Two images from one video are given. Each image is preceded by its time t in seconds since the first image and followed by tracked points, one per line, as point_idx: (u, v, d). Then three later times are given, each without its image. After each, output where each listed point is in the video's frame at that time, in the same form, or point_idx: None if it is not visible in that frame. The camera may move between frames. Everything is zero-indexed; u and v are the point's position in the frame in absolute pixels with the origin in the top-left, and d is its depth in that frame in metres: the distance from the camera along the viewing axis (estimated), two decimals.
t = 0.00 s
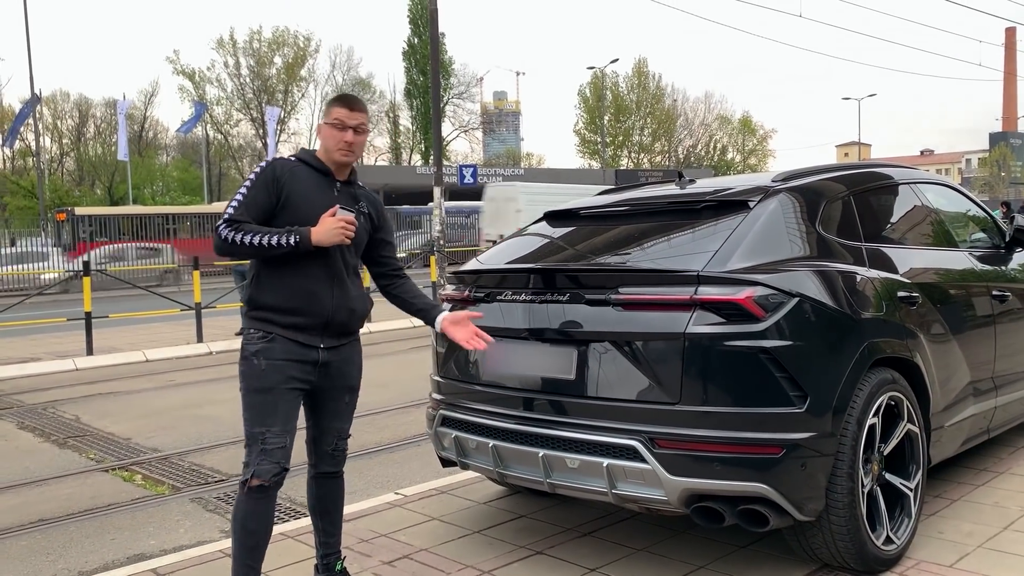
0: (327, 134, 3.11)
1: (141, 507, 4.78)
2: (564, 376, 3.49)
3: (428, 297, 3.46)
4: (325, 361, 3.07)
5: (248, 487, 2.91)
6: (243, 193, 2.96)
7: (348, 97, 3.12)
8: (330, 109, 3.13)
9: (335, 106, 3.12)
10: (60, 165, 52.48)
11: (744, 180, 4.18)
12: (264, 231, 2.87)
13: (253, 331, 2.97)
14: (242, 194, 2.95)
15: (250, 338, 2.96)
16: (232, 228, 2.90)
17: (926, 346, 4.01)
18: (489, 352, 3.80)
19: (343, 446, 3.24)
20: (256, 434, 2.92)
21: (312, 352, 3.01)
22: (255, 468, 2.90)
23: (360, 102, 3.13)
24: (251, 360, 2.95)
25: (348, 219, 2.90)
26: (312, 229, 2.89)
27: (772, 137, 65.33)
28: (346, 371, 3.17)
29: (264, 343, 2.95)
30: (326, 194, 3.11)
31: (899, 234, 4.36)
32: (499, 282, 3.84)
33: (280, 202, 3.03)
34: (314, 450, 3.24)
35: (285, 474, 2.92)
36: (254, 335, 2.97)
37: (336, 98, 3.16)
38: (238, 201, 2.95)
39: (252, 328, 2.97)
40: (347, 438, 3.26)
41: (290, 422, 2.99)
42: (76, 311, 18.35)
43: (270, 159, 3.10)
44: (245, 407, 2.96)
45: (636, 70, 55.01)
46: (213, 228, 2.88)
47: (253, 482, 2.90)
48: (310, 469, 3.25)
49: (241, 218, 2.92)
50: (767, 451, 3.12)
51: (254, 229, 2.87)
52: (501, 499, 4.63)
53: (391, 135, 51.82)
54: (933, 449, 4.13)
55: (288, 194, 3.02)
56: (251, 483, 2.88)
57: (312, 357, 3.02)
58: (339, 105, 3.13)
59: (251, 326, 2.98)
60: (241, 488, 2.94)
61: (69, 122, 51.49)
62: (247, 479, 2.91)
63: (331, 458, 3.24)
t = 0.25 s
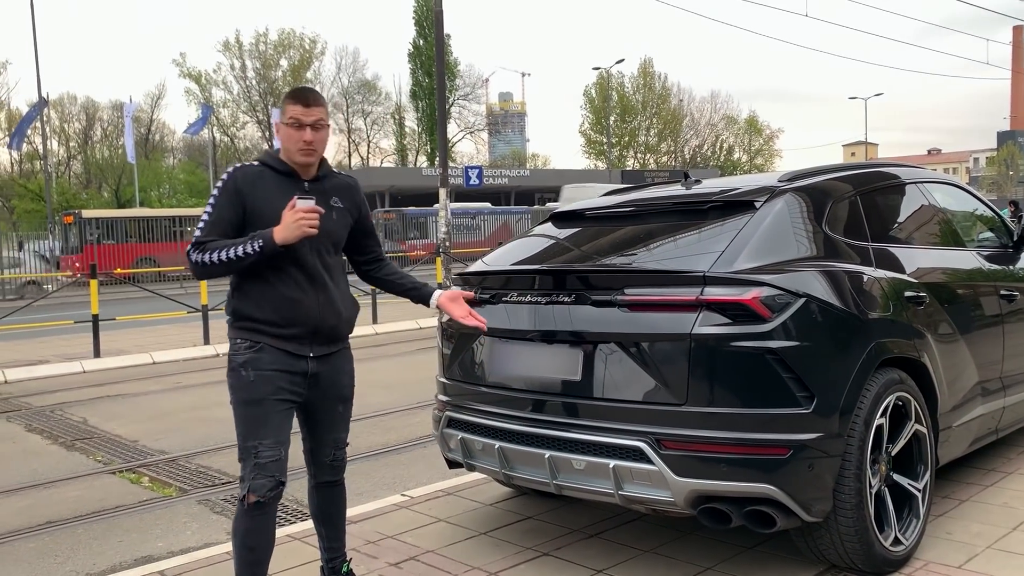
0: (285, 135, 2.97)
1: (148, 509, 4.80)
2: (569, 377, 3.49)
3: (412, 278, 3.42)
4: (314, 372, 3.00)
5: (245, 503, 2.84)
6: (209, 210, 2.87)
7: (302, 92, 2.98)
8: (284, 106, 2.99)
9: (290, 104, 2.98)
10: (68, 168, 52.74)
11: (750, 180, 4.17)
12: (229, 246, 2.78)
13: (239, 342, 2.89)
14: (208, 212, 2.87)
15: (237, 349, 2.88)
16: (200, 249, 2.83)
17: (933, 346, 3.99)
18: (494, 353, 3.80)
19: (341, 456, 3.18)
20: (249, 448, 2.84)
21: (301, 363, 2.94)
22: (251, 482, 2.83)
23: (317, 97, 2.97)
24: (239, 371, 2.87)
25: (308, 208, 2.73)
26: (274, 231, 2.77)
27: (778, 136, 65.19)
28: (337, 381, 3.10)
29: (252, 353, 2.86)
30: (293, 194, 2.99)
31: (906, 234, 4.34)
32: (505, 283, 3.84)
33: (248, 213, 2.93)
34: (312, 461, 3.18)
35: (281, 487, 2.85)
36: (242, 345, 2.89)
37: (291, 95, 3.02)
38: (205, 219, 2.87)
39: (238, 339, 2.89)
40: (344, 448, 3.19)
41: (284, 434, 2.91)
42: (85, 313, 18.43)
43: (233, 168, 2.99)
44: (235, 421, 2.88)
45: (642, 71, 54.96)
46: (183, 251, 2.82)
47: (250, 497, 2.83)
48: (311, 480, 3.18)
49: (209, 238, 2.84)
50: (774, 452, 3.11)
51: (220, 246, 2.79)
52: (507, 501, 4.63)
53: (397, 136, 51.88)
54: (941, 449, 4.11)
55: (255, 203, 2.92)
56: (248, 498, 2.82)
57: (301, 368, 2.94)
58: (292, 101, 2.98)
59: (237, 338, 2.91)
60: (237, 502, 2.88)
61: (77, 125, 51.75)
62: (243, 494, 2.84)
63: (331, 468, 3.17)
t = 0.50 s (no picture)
0: (272, 139, 2.88)
1: (157, 508, 4.81)
2: (578, 375, 3.48)
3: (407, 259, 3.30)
4: (306, 370, 2.94)
5: (241, 507, 2.84)
6: (180, 210, 2.75)
7: (293, 94, 2.89)
8: (273, 107, 2.86)
9: (277, 107, 2.87)
10: (77, 168, 52.98)
11: (758, 177, 4.15)
12: (209, 251, 2.67)
13: (225, 348, 2.81)
14: (180, 212, 2.75)
15: (223, 354, 2.80)
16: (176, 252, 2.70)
17: (944, 343, 3.97)
18: (502, 351, 3.79)
19: (356, 454, 3.15)
20: (242, 454, 2.82)
21: (290, 364, 2.88)
22: (245, 486, 2.82)
23: (303, 99, 2.92)
24: (228, 378, 2.80)
25: (299, 223, 2.72)
26: (260, 240, 2.69)
27: (786, 133, 65.00)
28: (330, 377, 3.04)
29: (241, 358, 2.79)
30: (266, 190, 2.91)
31: (916, 230, 4.32)
32: (512, 281, 3.82)
33: (221, 211, 2.82)
34: (326, 462, 3.14)
35: (275, 489, 2.84)
36: (228, 350, 2.81)
37: (270, 93, 2.88)
38: (177, 219, 2.74)
39: (224, 342, 2.81)
40: (357, 445, 3.16)
41: (276, 437, 2.89)
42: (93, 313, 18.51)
43: (200, 162, 2.85)
44: (228, 427, 2.84)
45: (649, 68, 54.86)
46: (156, 255, 2.69)
47: (246, 501, 2.82)
48: (325, 481, 3.15)
49: (183, 239, 2.72)
50: (784, 450, 3.10)
51: (199, 251, 2.68)
52: (515, 499, 4.62)
53: (404, 135, 51.92)
54: (952, 447, 4.08)
55: (229, 202, 2.82)
56: (244, 502, 2.81)
57: (291, 369, 2.89)
58: (283, 103, 2.87)
59: (222, 341, 2.82)
60: (234, 506, 2.87)
61: (85, 125, 51.99)
62: (239, 499, 2.84)
63: (348, 469, 3.14)
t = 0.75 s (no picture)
0: (273, 139, 2.86)
1: (164, 504, 4.81)
2: (584, 371, 3.46)
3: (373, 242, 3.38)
4: (303, 365, 2.91)
5: (238, 506, 2.83)
6: (169, 214, 2.67)
7: (294, 93, 2.86)
8: (275, 105, 2.83)
9: (280, 108, 2.84)
10: (84, 165, 53.14)
11: (766, 172, 4.12)
12: (205, 251, 2.59)
13: (219, 351, 2.76)
14: (168, 216, 2.67)
15: (218, 358, 2.75)
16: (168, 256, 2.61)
17: (953, 339, 3.93)
18: (509, 348, 3.78)
19: (359, 450, 3.06)
20: (239, 456, 2.81)
21: (286, 362, 2.85)
22: (243, 487, 2.82)
23: (303, 98, 2.90)
24: (225, 383, 2.76)
25: (293, 212, 2.68)
26: (257, 233, 2.64)
27: (793, 128, 64.79)
28: (326, 369, 3.02)
29: (237, 363, 2.75)
30: (253, 186, 2.88)
31: (925, 225, 4.28)
32: (518, 277, 3.81)
33: (210, 213, 2.77)
34: (329, 459, 3.05)
35: (273, 488, 2.84)
36: (221, 353, 2.76)
37: (270, 91, 2.83)
38: (166, 224, 2.66)
39: (218, 346, 2.76)
40: (359, 440, 3.08)
41: (272, 436, 2.88)
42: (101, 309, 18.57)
43: (183, 164, 2.78)
44: (224, 430, 2.82)
45: (655, 63, 54.71)
46: (147, 262, 2.60)
47: (243, 500, 2.82)
48: (326, 480, 3.06)
49: (175, 243, 2.63)
50: (792, 447, 3.07)
51: (193, 252, 2.60)
52: (522, 496, 4.61)
53: (410, 131, 51.91)
54: (962, 444, 4.05)
55: (218, 201, 2.77)
56: (242, 501, 2.81)
57: (288, 366, 2.86)
58: (285, 102, 2.85)
59: (215, 346, 2.77)
60: (231, 506, 2.86)
61: (92, 122, 52.16)
62: (237, 498, 2.83)
63: (350, 465, 3.05)
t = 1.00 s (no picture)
0: (271, 132, 2.82)
1: (167, 501, 4.81)
2: (588, 369, 3.44)
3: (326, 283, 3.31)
4: (303, 365, 2.90)
5: (240, 507, 2.81)
6: (171, 218, 2.63)
7: (292, 84, 2.83)
8: (275, 97, 2.80)
9: (278, 99, 2.80)
10: (89, 162, 53.22)
11: (771, 168, 4.09)
12: (212, 263, 2.61)
13: (220, 353, 2.73)
14: (169, 221, 2.63)
15: (219, 360, 2.72)
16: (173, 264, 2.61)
17: (960, 336, 3.90)
18: (512, 345, 3.76)
19: (348, 453, 3.01)
20: (241, 457, 2.79)
21: (288, 362, 2.84)
22: (244, 487, 2.80)
23: (300, 90, 2.87)
24: (227, 385, 2.74)
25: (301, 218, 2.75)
26: (265, 239, 2.68)
27: (798, 125, 64.59)
28: (325, 368, 3.00)
29: (238, 364, 2.73)
30: (252, 184, 2.84)
31: (931, 221, 4.25)
32: (522, 273, 3.79)
33: (210, 214, 2.73)
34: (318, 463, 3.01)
35: (274, 488, 2.83)
36: (222, 355, 2.74)
37: (267, 83, 2.80)
38: (168, 230, 2.63)
39: (219, 348, 2.73)
40: (348, 442, 3.03)
41: (273, 436, 2.86)
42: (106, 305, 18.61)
43: (180, 163, 2.72)
44: (225, 432, 2.79)
45: (659, 59, 54.57)
46: (152, 271, 2.58)
47: (245, 500, 2.80)
48: (315, 485, 3.02)
49: (180, 253, 2.62)
50: (798, 445, 3.05)
51: (199, 262, 2.61)
52: (525, 493, 4.59)
53: (414, 127, 51.87)
54: (968, 442, 4.02)
55: (220, 201, 2.73)
56: (243, 502, 2.80)
57: (290, 367, 2.84)
58: (284, 94, 2.81)
59: (217, 349, 2.74)
60: (231, 506, 2.84)
61: (97, 119, 52.31)
62: (238, 499, 2.82)
63: (339, 470, 3.00)
